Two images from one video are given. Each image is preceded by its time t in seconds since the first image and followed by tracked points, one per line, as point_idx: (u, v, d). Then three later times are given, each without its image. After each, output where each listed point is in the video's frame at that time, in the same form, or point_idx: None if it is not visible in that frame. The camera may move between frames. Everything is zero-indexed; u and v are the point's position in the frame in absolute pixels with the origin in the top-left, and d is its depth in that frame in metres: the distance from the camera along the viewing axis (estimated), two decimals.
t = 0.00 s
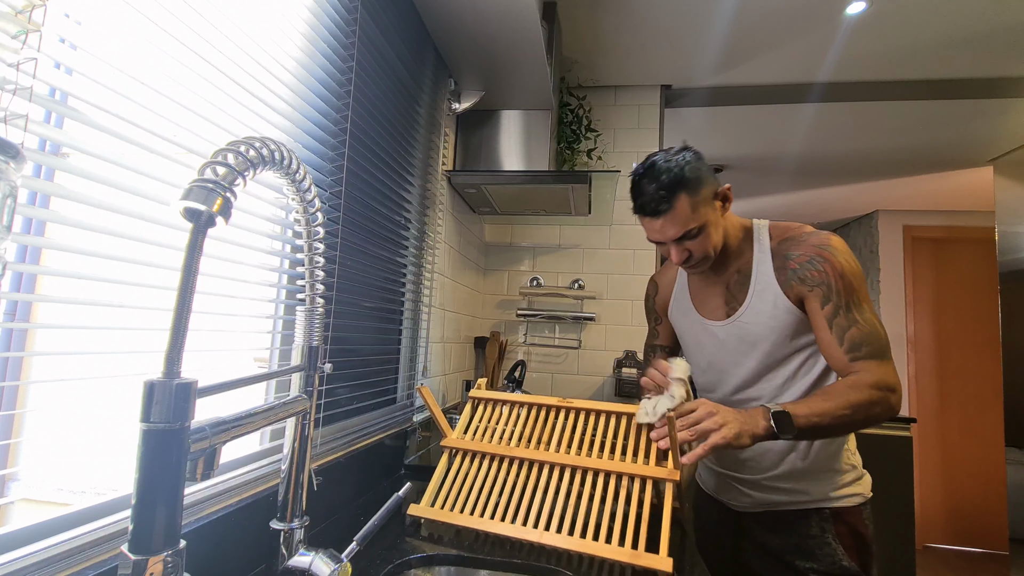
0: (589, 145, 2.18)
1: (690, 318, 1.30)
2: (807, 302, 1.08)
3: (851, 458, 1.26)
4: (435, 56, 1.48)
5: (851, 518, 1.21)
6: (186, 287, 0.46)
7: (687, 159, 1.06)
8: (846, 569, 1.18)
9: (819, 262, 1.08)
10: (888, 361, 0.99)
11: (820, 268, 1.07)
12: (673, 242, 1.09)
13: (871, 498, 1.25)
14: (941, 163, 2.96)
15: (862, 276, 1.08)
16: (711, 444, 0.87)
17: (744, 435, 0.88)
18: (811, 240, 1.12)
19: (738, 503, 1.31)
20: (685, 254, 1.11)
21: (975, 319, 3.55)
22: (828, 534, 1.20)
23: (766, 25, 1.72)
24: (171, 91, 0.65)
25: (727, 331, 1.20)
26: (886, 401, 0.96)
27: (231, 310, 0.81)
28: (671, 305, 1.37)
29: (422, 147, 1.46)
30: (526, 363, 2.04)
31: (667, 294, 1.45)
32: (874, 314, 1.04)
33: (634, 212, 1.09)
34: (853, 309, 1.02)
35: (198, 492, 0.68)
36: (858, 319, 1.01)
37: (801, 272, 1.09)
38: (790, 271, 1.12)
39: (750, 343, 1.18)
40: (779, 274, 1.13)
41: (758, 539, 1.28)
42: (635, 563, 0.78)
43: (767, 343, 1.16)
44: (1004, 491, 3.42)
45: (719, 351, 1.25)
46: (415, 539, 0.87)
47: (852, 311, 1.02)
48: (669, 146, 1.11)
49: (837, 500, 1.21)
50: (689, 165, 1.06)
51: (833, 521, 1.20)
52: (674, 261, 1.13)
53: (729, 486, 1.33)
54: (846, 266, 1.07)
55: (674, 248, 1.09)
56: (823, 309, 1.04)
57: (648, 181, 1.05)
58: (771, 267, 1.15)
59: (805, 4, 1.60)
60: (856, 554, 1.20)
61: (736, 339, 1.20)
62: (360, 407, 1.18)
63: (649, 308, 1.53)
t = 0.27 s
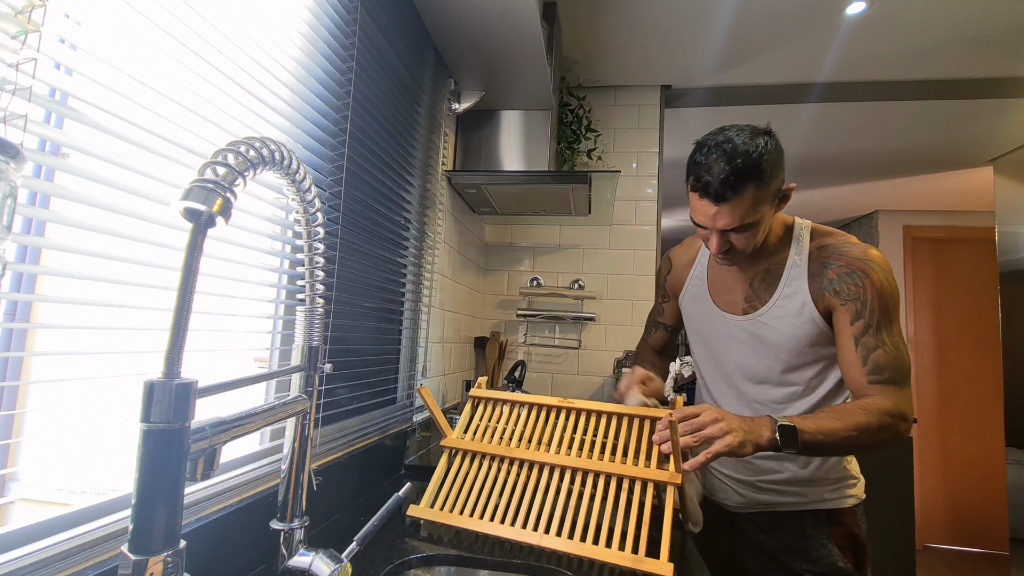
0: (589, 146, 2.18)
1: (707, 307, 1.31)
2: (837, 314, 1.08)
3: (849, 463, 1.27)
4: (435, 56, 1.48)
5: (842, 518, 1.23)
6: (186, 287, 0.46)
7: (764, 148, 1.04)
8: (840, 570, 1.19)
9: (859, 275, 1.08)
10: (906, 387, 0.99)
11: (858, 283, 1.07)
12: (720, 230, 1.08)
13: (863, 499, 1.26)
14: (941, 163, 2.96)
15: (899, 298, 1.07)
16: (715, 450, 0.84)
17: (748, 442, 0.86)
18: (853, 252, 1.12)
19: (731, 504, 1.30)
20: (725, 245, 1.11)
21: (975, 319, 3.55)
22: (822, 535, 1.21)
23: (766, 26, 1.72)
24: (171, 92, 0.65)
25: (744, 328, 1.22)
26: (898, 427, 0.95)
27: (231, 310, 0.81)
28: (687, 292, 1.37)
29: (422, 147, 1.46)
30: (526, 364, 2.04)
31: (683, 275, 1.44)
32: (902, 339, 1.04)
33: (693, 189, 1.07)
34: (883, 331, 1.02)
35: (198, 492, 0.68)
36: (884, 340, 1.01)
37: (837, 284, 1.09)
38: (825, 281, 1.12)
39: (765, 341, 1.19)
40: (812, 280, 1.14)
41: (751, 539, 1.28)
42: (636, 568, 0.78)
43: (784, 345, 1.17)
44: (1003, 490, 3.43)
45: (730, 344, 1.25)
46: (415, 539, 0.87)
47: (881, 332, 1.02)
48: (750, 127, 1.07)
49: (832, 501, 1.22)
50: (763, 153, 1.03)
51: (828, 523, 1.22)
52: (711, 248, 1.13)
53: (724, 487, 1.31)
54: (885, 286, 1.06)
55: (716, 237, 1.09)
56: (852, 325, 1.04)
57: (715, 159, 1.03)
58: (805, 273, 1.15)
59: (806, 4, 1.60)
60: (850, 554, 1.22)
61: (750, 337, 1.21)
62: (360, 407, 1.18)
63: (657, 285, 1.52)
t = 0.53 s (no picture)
0: (589, 146, 2.18)
1: (702, 307, 1.30)
2: (833, 314, 1.08)
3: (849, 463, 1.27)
4: (435, 56, 1.48)
5: (842, 518, 1.22)
6: (186, 287, 0.46)
7: (752, 156, 1.02)
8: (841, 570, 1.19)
9: (853, 274, 1.07)
10: (905, 386, 0.98)
11: (852, 281, 1.06)
12: (705, 238, 1.09)
13: (863, 499, 1.26)
14: (941, 163, 2.96)
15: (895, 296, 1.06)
16: (712, 453, 0.83)
17: (748, 444, 0.85)
18: (848, 251, 1.12)
19: (732, 505, 1.31)
20: (709, 251, 1.11)
21: (975, 319, 3.55)
22: (824, 537, 1.21)
23: (766, 26, 1.72)
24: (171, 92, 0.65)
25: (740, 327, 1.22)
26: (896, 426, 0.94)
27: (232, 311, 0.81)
28: (683, 292, 1.37)
29: (422, 147, 1.46)
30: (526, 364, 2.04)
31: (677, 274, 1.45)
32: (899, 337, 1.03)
33: (680, 196, 1.08)
34: (878, 328, 1.01)
35: (199, 492, 0.68)
36: (880, 339, 1.00)
37: (832, 283, 1.09)
38: (820, 280, 1.12)
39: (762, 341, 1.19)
40: (807, 279, 1.14)
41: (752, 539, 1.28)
42: (636, 568, 0.78)
43: (782, 344, 1.17)
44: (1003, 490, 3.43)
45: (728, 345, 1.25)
46: (415, 540, 0.87)
47: (877, 330, 1.01)
48: (742, 133, 1.06)
49: (834, 502, 1.22)
50: (752, 164, 1.02)
51: (828, 524, 1.22)
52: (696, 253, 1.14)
53: (724, 488, 1.31)
54: (880, 284, 1.05)
55: (701, 243, 1.10)
56: (848, 323, 1.04)
57: (703, 167, 1.02)
58: (800, 272, 1.15)
59: (805, 5, 1.60)
60: (850, 555, 1.22)
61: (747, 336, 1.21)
62: (361, 407, 1.18)
63: (652, 285, 1.53)
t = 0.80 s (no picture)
0: (589, 146, 2.18)
1: (699, 306, 1.31)
2: (828, 310, 1.08)
3: (847, 462, 1.27)
4: (435, 56, 1.48)
5: (841, 518, 1.23)
6: (186, 287, 0.46)
7: (744, 158, 1.02)
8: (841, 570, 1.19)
9: (847, 270, 1.07)
10: (904, 379, 0.98)
11: (846, 277, 1.06)
12: (694, 237, 1.10)
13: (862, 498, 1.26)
14: (941, 163, 2.96)
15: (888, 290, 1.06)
16: (711, 452, 0.84)
17: (747, 443, 0.85)
18: (840, 247, 1.12)
19: (730, 506, 1.30)
20: (700, 249, 1.12)
21: (975, 319, 3.55)
22: (823, 536, 1.22)
23: (766, 26, 1.72)
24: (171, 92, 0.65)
25: (737, 327, 1.22)
26: (896, 420, 0.94)
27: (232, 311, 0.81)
28: (680, 291, 1.37)
29: (422, 147, 1.45)
30: (526, 364, 2.04)
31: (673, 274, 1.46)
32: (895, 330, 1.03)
33: (670, 194, 1.08)
34: (873, 323, 1.01)
35: (199, 492, 0.68)
36: (876, 333, 1.00)
37: (826, 279, 1.09)
38: (814, 277, 1.11)
39: (758, 339, 1.19)
40: (801, 276, 1.14)
41: (752, 540, 1.28)
42: (635, 568, 0.78)
43: (777, 342, 1.17)
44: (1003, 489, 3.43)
45: (725, 344, 1.26)
46: (416, 539, 0.87)
47: (872, 324, 1.01)
48: (736, 133, 1.05)
49: (833, 502, 1.22)
50: (743, 165, 1.02)
51: (828, 523, 1.22)
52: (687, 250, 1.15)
53: (721, 488, 1.31)
54: (873, 279, 1.06)
55: (691, 241, 1.11)
56: (843, 319, 1.04)
57: (694, 166, 1.02)
58: (793, 270, 1.15)
59: (806, 5, 1.60)
60: (849, 555, 1.22)
61: (744, 335, 1.21)
62: (361, 407, 1.18)
63: (650, 283, 1.53)
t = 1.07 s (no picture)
0: (589, 145, 2.18)
1: (691, 314, 1.30)
2: (818, 311, 1.08)
3: (849, 460, 1.27)
4: (435, 56, 1.48)
5: (843, 518, 1.22)
6: (186, 287, 0.46)
7: (707, 176, 1.02)
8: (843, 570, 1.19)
9: (832, 270, 1.08)
10: (900, 372, 0.98)
11: (833, 277, 1.07)
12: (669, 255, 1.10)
13: (864, 498, 1.26)
14: (941, 163, 2.96)
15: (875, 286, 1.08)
16: (711, 453, 0.83)
17: (748, 442, 0.85)
18: (823, 248, 1.13)
19: (732, 505, 1.31)
20: (676, 266, 1.13)
21: (975, 318, 3.54)
22: (825, 536, 1.21)
23: (766, 25, 1.72)
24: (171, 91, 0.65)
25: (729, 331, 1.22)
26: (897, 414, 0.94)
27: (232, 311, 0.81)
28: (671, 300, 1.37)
29: (422, 148, 1.45)
30: (526, 364, 2.04)
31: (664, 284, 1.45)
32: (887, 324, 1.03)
33: (640, 217, 1.08)
34: (864, 318, 1.02)
35: (198, 492, 0.68)
36: (869, 328, 1.01)
37: (813, 280, 1.10)
38: (801, 279, 1.12)
39: (753, 344, 1.19)
40: (788, 280, 1.14)
41: (753, 539, 1.28)
42: (636, 568, 0.78)
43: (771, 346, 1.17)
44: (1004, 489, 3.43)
45: (721, 348, 1.25)
46: (416, 539, 0.87)
47: (863, 321, 1.02)
48: (699, 153, 1.06)
49: (835, 502, 1.22)
50: (708, 184, 1.02)
51: (829, 523, 1.22)
52: (664, 267, 1.15)
53: (725, 488, 1.31)
54: (859, 276, 1.07)
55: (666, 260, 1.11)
56: (834, 317, 1.04)
57: (660, 188, 1.03)
58: (780, 274, 1.15)
59: (806, 4, 1.60)
60: (853, 554, 1.22)
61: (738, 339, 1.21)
62: (360, 407, 1.18)
63: (642, 294, 1.54)
